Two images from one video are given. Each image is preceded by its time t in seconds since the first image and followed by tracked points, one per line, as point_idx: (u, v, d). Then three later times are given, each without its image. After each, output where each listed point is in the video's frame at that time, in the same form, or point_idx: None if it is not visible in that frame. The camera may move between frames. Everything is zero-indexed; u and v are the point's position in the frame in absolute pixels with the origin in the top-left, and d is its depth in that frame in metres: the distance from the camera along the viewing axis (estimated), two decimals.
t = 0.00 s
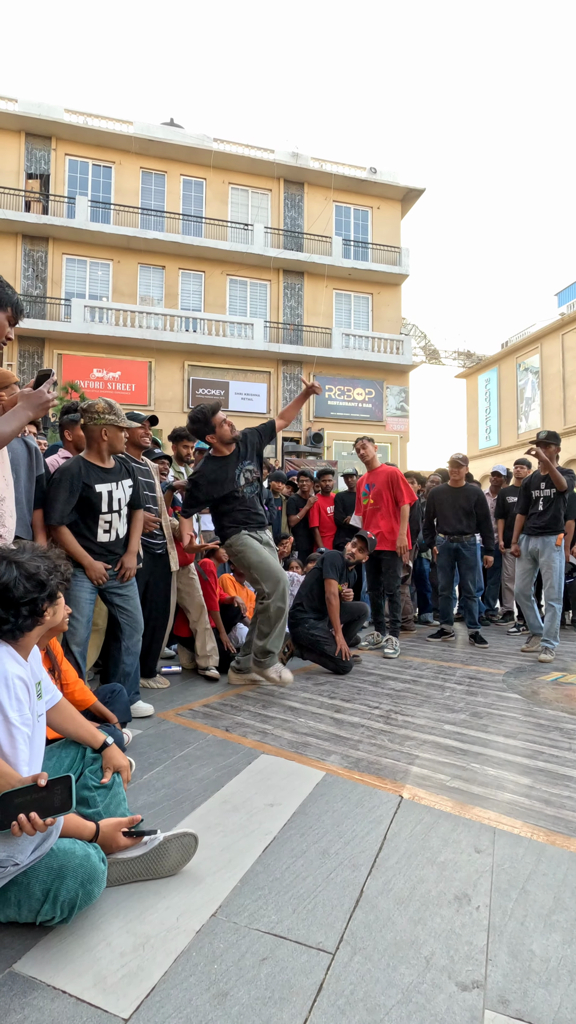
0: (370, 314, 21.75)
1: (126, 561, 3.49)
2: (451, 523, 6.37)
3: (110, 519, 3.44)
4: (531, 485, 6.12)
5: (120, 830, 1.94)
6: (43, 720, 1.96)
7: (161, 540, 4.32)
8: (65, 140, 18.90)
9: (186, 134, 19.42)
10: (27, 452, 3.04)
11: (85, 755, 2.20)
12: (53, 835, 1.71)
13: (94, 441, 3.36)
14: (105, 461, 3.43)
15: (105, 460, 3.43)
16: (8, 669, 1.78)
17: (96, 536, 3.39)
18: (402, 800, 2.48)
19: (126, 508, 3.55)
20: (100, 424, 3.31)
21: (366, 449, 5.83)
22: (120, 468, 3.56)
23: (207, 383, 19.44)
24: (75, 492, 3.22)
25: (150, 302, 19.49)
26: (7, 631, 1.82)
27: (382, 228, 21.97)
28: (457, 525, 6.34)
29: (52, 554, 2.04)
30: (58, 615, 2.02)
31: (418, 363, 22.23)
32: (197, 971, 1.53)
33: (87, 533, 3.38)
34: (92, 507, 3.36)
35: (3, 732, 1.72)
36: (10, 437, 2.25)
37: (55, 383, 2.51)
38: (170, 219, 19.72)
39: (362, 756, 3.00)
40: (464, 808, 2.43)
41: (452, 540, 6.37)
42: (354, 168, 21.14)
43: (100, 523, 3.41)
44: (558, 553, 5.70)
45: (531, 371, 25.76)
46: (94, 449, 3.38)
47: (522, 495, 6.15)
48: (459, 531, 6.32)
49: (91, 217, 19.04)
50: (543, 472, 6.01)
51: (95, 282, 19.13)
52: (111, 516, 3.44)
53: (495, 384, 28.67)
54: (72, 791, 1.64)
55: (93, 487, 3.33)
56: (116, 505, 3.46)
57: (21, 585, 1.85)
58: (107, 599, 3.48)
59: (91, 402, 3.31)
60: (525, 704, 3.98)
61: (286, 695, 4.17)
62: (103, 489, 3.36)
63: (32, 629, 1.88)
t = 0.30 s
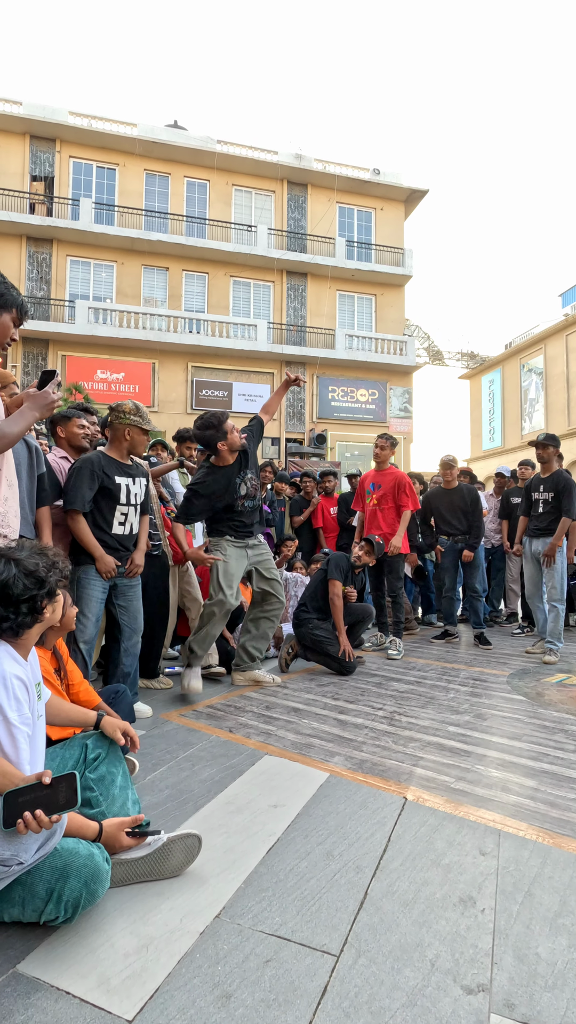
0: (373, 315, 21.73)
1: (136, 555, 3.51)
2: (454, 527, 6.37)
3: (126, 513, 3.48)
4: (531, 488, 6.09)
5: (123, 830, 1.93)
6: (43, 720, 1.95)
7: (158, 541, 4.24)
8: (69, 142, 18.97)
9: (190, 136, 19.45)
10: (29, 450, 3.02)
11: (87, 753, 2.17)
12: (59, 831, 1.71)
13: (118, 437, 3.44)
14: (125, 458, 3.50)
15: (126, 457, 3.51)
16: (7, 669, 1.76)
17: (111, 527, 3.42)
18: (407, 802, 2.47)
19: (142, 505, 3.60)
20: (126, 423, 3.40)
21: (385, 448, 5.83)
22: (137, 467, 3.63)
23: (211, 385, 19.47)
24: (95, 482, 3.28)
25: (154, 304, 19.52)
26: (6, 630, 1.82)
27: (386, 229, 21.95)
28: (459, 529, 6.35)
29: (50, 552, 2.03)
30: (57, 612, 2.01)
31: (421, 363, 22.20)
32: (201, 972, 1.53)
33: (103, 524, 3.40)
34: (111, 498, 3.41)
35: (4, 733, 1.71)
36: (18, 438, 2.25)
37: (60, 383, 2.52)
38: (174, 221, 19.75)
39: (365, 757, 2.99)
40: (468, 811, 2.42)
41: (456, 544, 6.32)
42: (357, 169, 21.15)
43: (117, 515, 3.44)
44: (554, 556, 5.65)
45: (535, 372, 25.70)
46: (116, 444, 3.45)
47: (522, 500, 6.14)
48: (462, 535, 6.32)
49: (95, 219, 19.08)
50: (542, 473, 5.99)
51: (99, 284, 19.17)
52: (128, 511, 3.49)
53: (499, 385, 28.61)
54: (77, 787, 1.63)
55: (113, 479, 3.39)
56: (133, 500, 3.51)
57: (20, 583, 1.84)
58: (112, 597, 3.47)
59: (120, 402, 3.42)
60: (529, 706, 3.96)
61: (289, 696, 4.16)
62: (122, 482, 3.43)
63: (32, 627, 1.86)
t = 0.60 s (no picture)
0: (377, 316, 21.71)
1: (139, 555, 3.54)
2: (460, 527, 6.35)
3: (128, 514, 3.52)
4: (535, 489, 6.05)
5: (130, 829, 1.92)
6: (49, 717, 1.94)
7: (159, 540, 4.26)
8: (74, 144, 19.01)
9: (194, 137, 19.48)
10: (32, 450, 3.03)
11: (94, 752, 2.16)
12: (65, 830, 1.71)
13: (121, 440, 3.45)
14: (128, 460, 3.52)
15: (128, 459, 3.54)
16: (11, 666, 1.76)
17: (114, 529, 3.44)
18: (413, 802, 2.46)
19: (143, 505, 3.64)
20: (129, 426, 3.40)
21: (380, 451, 5.83)
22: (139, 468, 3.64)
23: (214, 386, 19.50)
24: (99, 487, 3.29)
25: (158, 305, 19.55)
26: (11, 628, 1.81)
27: (389, 230, 21.92)
28: (466, 529, 6.32)
29: (54, 549, 2.02)
30: (63, 609, 2.01)
31: (425, 364, 22.16)
32: (209, 972, 1.52)
33: (106, 526, 3.42)
34: (114, 500, 3.43)
35: (9, 730, 1.71)
36: (25, 437, 2.24)
37: (66, 383, 2.51)
38: (178, 222, 19.79)
39: (371, 758, 2.98)
40: (475, 811, 2.41)
41: (460, 543, 6.34)
42: (361, 170, 21.14)
43: (119, 517, 3.47)
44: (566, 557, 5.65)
45: (539, 372, 25.64)
46: (119, 447, 3.46)
47: (526, 501, 6.10)
48: (468, 534, 6.31)
49: (99, 221, 19.13)
50: (546, 475, 5.94)
51: (104, 285, 19.21)
52: (130, 512, 3.52)
53: (503, 386, 28.55)
54: (82, 787, 1.64)
55: (116, 482, 3.41)
56: (135, 501, 3.54)
57: (25, 580, 1.84)
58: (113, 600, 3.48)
59: (125, 403, 3.41)
60: (535, 707, 3.94)
61: (294, 697, 4.15)
62: (124, 484, 3.45)
63: (37, 623, 1.86)
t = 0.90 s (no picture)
0: (381, 317, 21.68)
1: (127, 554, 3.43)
2: (468, 527, 6.34)
3: (111, 515, 3.35)
4: (544, 490, 6.03)
5: (136, 830, 1.92)
6: (53, 717, 1.93)
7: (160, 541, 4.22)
8: (79, 146, 19.07)
9: (198, 139, 19.52)
10: (33, 451, 3.02)
11: (100, 753, 2.16)
12: (70, 830, 1.71)
13: (98, 440, 3.24)
14: (106, 459, 3.32)
15: (105, 457, 3.33)
16: (15, 666, 1.75)
17: (97, 533, 3.29)
18: (420, 805, 2.45)
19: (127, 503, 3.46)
20: (108, 426, 3.21)
21: (389, 449, 5.81)
22: (119, 465, 3.44)
23: (218, 387, 19.53)
24: (75, 492, 3.08)
25: (162, 306, 19.57)
26: (16, 627, 1.81)
27: (393, 231, 21.91)
28: (474, 529, 6.30)
29: (59, 549, 2.03)
30: (67, 608, 2.01)
31: (429, 365, 22.12)
32: (216, 973, 1.52)
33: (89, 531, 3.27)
34: (93, 504, 3.25)
35: (13, 730, 1.70)
36: (31, 436, 2.23)
37: (70, 384, 2.50)
38: (182, 223, 19.82)
39: (377, 759, 2.97)
40: (481, 813, 2.40)
41: (469, 544, 6.35)
42: (365, 171, 21.14)
43: (102, 519, 3.31)
44: None
45: (543, 373, 25.54)
46: (96, 447, 3.25)
47: (534, 501, 6.08)
48: (476, 534, 6.30)
49: (104, 222, 19.17)
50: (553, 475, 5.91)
51: (108, 286, 19.24)
52: (112, 512, 3.35)
53: (507, 386, 28.48)
54: (86, 787, 1.63)
55: (93, 485, 3.22)
56: (117, 501, 3.36)
57: (30, 579, 1.84)
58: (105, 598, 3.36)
59: (102, 399, 3.21)
60: (541, 709, 3.92)
61: (299, 697, 4.14)
62: (103, 486, 3.27)
63: (41, 623, 1.86)
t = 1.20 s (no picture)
0: (384, 318, 21.66)
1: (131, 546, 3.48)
2: (477, 527, 6.32)
3: (114, 508, 3.36)
4: (556, 490, 6.00)
5: (142, 831, 1.91)
6: (57, 717, 1.93)
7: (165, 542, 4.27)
8: (83, 148, 19.12)
9: (202, 140, 19.56)
10: (38, 451, 3.03)
11: (105, 752, 2.16)
12: (74, 829, 1.71)
13: (92, 434, 3.26)
14: (103, 452, 3.32)
15: (103, 451, 3.34)
16: (19, 665, 1.74)
17: (102, 528, 3.30)
18: (426, 806, 2.44)
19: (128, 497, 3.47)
20: (100, 417, 3.22)
21: (397, 450, 5.81)
22: (116, 459, 3.47)
23: (222, 387, 19.55)
24: (77, 486, 3.07)
25: (166, 307, 19.60)
26: (19, 627, 1.81)
27: (397, 232, 21.88)
28: (483, 529, 6.28)
29: (63, 549, 2.02)
30: (71, 607, 2.00)
31: (433, 366, 22.07)
32: (223, 976, 1.51)
33: (94, 525, 3.27)
34: (95, 499, 3.25)
35: (16, 729, 1.69)
36: (36, 436, 2.22)
37: (74, 384, 2.50)
38: (186, 225, 19.86)
39: (383, 760, 2.96)
40: (488, 814, 2.39)
41: (475, 543, 6.32)
42: (369, 171, 21.14)
43: (106, 512, 3.31)
44: None
45: (547, 373, 25.46)
46: (92, 442, 3.27)
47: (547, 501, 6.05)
48: (484, 535, 6.26)
49: (108, 224, 19.22)
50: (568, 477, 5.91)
51: (112, 287, 19.28)
52: (115, 505, 3.36)
53: (511, 387, 28.41)
54: (90, 785, 1.62)
55: (94, 479, 3.22)
56: (118, 494, 3.37)
57: (33, 579, 1.83)
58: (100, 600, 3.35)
59: (91, 390, 3.22)
60: (548, 710, 3.90)
61: (304, 698, 4.14)
62: (104, 480, 3.27)
63: (45, 622, 1.86)
